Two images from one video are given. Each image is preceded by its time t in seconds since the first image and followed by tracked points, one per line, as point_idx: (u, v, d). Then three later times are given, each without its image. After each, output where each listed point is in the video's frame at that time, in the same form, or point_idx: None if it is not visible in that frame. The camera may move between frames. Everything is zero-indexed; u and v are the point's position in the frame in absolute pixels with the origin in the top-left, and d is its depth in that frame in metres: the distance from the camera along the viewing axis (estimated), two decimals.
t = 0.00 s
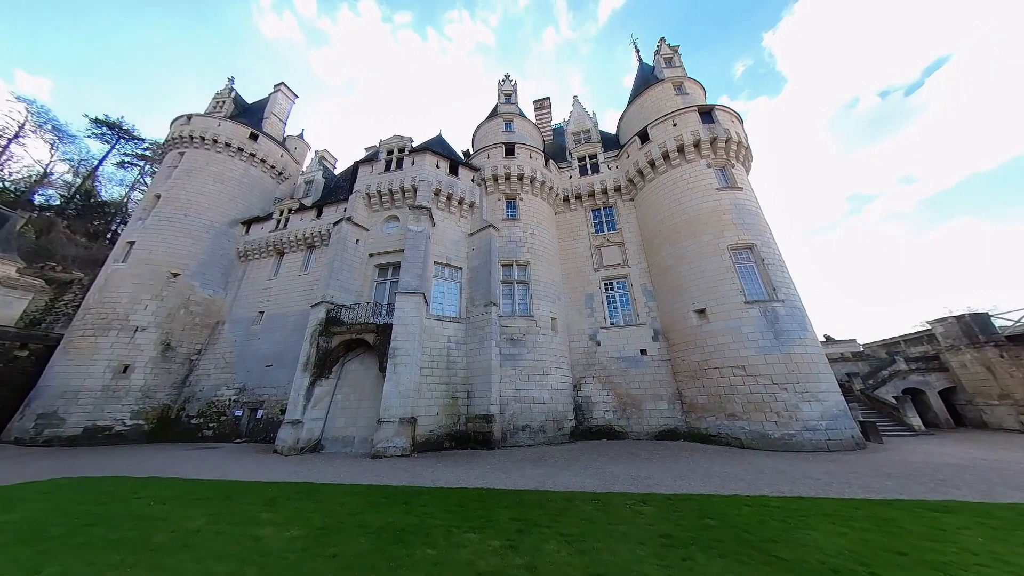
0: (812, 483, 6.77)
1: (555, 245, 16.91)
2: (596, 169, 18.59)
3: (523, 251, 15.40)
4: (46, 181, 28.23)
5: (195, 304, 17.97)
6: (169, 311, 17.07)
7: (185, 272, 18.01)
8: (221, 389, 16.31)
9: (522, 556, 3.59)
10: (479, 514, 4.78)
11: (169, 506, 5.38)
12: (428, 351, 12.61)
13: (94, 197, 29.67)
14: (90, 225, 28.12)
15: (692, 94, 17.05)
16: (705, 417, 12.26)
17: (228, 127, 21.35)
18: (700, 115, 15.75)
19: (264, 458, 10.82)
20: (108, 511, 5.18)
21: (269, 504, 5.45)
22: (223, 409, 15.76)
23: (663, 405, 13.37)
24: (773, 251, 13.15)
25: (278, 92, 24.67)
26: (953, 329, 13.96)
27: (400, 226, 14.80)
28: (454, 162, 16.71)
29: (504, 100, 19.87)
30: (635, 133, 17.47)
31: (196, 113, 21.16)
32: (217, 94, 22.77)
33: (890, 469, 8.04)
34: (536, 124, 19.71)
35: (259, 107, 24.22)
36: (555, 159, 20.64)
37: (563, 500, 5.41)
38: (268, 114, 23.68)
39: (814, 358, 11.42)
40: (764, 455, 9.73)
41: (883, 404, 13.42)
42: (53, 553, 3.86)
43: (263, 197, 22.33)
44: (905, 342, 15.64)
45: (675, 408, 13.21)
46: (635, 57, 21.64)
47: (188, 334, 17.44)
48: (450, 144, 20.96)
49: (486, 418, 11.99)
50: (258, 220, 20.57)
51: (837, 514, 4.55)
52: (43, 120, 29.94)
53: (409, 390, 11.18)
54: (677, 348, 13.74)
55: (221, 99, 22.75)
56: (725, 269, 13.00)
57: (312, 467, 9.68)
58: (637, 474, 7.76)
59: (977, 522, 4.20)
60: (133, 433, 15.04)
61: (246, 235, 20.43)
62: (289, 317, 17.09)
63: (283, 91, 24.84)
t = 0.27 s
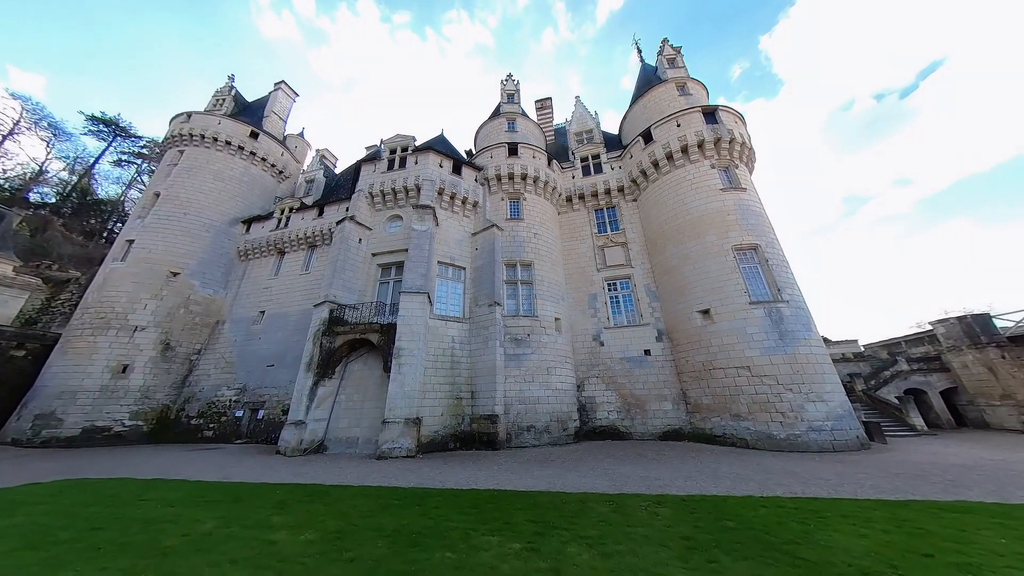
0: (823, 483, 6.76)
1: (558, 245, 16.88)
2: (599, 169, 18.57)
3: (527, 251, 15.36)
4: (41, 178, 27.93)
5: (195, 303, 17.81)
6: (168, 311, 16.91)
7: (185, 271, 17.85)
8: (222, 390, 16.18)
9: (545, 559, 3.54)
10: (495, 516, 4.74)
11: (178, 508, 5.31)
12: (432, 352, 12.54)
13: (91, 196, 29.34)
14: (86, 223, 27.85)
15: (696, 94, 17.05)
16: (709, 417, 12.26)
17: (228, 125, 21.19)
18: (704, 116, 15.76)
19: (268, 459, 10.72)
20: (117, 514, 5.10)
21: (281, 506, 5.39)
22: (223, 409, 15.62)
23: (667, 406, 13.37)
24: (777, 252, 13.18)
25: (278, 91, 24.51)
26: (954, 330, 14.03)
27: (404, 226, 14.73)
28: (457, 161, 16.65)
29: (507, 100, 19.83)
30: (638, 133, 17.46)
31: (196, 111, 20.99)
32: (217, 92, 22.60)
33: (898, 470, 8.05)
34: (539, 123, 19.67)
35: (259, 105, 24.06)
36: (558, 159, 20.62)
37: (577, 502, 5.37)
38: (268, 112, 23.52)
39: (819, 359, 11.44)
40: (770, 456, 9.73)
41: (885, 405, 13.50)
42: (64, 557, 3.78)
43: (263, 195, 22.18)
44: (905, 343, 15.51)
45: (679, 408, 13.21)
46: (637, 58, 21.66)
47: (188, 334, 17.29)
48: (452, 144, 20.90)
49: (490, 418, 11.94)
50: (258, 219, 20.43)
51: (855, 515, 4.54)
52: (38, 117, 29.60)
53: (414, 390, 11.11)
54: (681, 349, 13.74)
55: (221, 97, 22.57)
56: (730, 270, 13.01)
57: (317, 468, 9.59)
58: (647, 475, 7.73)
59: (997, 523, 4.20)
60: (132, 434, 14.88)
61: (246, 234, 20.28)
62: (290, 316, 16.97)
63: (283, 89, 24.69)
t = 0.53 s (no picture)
0: (833, 481, 6.77)
1: (561, 245, 16.88)
2: (602, 169, 18.59)
3: (531, 251, 15.35)
4: (37, 176, 27.65)
5: (195, 302, 17.69)
6: (169, 309, 16.77)
7: (186, 269, 17.71)
8: (223, 389, 16.07)
9: (569, 557, 3.52)
10: (511, 514, 4.71)
11: (189, 508, 5.24)
12: (436, 350, 12.50)
13: (87, 193, 29.11)
14: (82, 221, 27.59)
15: (699, 95, 17.10)
16: (714, 417, 12.28)
17: (229, 123, 21.07)
18: (707, 116, 15.81)
19: (272, 458, 10.65)
20: (127, 513, 5.03)
21: (293, 505, 5.34)
22: (225, 408, 15.51)
23: (671, 405, 13.39)
24: (781, 251, 13.23)
25: (279, 89, 24.39)
26: (955, 330, 14.13)
27: (407, 224, 14.68)
28: (460, 160, 16.62)
29: (510, 99, 19.82)
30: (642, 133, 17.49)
31: (197, 108, 20.86)
32: (217, 90, 22.46)
33: (905, 468, 8.09)
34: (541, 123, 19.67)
35: (260, 103, 23.93)
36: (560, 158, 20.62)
37: (592, 499, 5.35)
38: (269, 110, 23.40)
39: (823, 358, 11.49)
40: (776, 454, 9.76)
41: (888, 404, 13.62)
42: (79, 556, 3.71)
43: (264, 194, 22.06)
44: (907, 343, 15.68)
45: (683, 407, 13.24)
46: (640, 59, 21.72)
47: (188, 332, 17.15)
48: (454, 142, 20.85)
49: (495, 417, 11.91)
50: (259, 217, 20.32)
51: (872, 512, 4.54)
52: (34, 113, 29.30)
53: (419, 389, 11.07)
54: (685, 348, 13.77)
55: (221, 95, 22.44)
56: (734, 269, 13.05)
57: (323, 467, 9.53)
58: (656, 474, 7.72)
59: (1014, 519, 4.22)
60: (132, 433, 14.75)
61: (247, 233, 20.16)
62: (292, 315, 16.88)
63: (284, 88, 24.57)
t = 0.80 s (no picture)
0: (842, 482, 6.78)
1: (564, 245, 16.86)
2: (605, 169, 18.58)
3: (534, 250, 15.32)
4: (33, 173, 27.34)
5: (195, 301, 17.55)
6: (168, 309, 16.62)
7: (185, 268, 17.57)
8: (224, 389, 15.95)
9: (591, 559, 3.49)
10: (527, 515, 4.68)
11: (198, 509, 5.17)
12: (440, 350, 12.44)
13: (84, 191, 28.89)
14: (78, 219, 27.31)
15: (702, 95, 17.12)
16: (718, 417, 12.30)
17: (229, 121, 20.92)
18: (711, 116, 15.83)
19: (275, 459, 10.57)
20: (137, 515, 4.96)
21: (305, 506, 5.28)
22: (226, 408, 15.39)
23: (675, 405, 13.40)
24: (784, 252, 13.27)
25: (279, 87, 24.23)
26: (956, 330, 14.20)
27: (411, 224, 14.62)
28: (464, 160, 16.57)
29: (513, 99, 19.78)
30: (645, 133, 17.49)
31: (196, 106, 20.70)
32: (217, 88, 22.30)
33: (911, 468, 8.11)
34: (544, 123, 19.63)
35: (260, 101, 23.76)
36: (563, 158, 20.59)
37: (606, 501, 5.32)
38: (269, 108, 23.24)
39: (828, 358, 11.52)
40: (781, 454, 9.78)
41: (890, 404, 13.75)
42: (92, 560, 3.65)
43: (264, 193, 21.92)
44: (907, 343, 15.66)
45: (687, 407, 13.26)
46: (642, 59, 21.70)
47: (188, 332, 17.01)
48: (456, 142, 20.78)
49: (500, 418, 11.88)
50: (259, 216, 20.19)
51: (888, 512, 4.54)
52: (30, 110, 28.97)
53: (424, 389, 11.01)
54: (688, 348, 13.78)
55: (221, 93, 22.28)
56: (738, 270, 13.07)
57: (328, 467, 9.46)
58: (665, 474, 7.71)
59: None
60: (132, 434, 14.60)
61: (247, 232, 20.02)
62: (293, 315, 16.78)
63: (284, 86, 24.41)
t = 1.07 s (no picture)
0: (852, 478, 6.81)
1: (567, 244, 16.87)
2: (607, 168, 18.60)
3: (538, 249, 15.31)
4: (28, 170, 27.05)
5: (196, 299, 17.42)
6: (169, 307, 16.49)
7: (186, 266, 17.44)
8: (225, 388, 15.85)
9: (616, 553, 3.48)
10: (544, 511, 4.67)
11: (211, 507, 5.12)
12: (445, 349, 12.41)
13: (80, 189, 28.62)
14: (75, 217, 27.02)
15: (705, 95, 17.18)
16: (722, 415, 12.33)
17: (230, 118, 20.78)
18: (714, 116, 15.89)
19: (280, 457, 10.49)
20: (149, 513, 4.90)
21: (319, 504, 5.24)
22: (227, 407, 15.29)
23: (679, 404, 13.43)
24: (788, 251, 13.32)
25: (279, 85, 24.10)
26: (957, 329, 14.30)
27: (415, 222, 14.60)
28: (467, 158, 16.55)
29: (515, 98, 19.77)
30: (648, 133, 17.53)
31: (197, 104, 20.57)
32: (217, 85, 22.15)
33: (917, 465, 8.17)
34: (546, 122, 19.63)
35: (260, 99, 23.63)
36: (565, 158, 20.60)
37: (620, 496, 5.33)
38: (270, 106, 23.12)
39: (832, 357, 11.57)
40: (787, 452, 9.82)
41: (892, 403, 13.87)
42: (111, 556, 3.61)
43: (265, 191, 21.81)
44: (908, 342, 15.82)
45: (691, 406, 13.28)
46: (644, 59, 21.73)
47: (189, 330, 16.88)
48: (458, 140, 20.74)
49: (505, 416, 11.85)
50: (261, 214, 20.08)
51: (903, 507, 4.58)
52: (25, 107, 28.65)
53: (430, 387, 10.98)
54: (692, 347, 13.81)
55: (221, 90, 22.13)
56: (742, 269, 13.11)
57: (333, 466, 9.41)
58: (674, 471, 7.72)
59: None
60: (132, 433, 14.46)
61: (248, 230, 19.91)
62: (295, 313, 16.70)
63: (284, 83, 24.28)
